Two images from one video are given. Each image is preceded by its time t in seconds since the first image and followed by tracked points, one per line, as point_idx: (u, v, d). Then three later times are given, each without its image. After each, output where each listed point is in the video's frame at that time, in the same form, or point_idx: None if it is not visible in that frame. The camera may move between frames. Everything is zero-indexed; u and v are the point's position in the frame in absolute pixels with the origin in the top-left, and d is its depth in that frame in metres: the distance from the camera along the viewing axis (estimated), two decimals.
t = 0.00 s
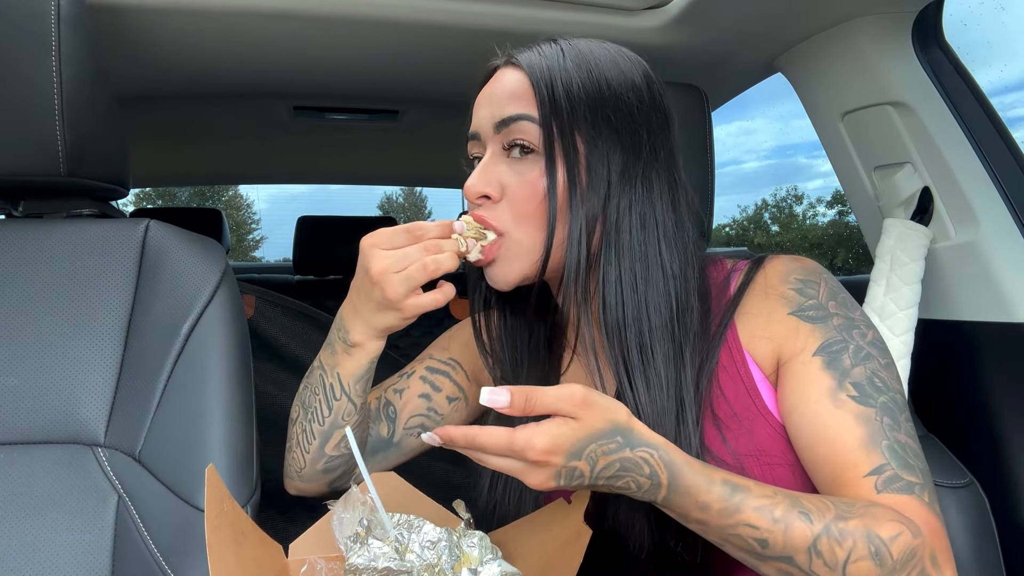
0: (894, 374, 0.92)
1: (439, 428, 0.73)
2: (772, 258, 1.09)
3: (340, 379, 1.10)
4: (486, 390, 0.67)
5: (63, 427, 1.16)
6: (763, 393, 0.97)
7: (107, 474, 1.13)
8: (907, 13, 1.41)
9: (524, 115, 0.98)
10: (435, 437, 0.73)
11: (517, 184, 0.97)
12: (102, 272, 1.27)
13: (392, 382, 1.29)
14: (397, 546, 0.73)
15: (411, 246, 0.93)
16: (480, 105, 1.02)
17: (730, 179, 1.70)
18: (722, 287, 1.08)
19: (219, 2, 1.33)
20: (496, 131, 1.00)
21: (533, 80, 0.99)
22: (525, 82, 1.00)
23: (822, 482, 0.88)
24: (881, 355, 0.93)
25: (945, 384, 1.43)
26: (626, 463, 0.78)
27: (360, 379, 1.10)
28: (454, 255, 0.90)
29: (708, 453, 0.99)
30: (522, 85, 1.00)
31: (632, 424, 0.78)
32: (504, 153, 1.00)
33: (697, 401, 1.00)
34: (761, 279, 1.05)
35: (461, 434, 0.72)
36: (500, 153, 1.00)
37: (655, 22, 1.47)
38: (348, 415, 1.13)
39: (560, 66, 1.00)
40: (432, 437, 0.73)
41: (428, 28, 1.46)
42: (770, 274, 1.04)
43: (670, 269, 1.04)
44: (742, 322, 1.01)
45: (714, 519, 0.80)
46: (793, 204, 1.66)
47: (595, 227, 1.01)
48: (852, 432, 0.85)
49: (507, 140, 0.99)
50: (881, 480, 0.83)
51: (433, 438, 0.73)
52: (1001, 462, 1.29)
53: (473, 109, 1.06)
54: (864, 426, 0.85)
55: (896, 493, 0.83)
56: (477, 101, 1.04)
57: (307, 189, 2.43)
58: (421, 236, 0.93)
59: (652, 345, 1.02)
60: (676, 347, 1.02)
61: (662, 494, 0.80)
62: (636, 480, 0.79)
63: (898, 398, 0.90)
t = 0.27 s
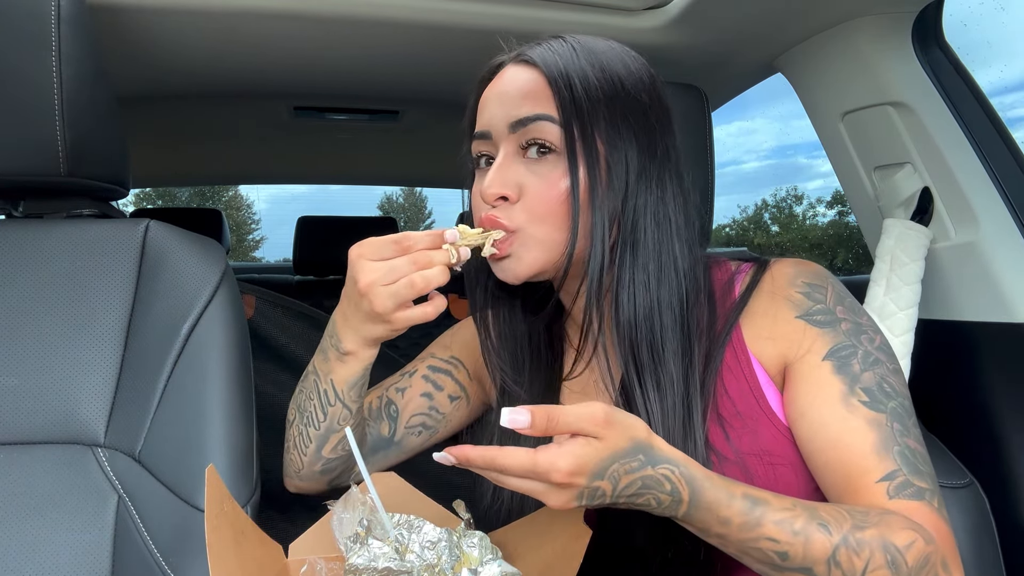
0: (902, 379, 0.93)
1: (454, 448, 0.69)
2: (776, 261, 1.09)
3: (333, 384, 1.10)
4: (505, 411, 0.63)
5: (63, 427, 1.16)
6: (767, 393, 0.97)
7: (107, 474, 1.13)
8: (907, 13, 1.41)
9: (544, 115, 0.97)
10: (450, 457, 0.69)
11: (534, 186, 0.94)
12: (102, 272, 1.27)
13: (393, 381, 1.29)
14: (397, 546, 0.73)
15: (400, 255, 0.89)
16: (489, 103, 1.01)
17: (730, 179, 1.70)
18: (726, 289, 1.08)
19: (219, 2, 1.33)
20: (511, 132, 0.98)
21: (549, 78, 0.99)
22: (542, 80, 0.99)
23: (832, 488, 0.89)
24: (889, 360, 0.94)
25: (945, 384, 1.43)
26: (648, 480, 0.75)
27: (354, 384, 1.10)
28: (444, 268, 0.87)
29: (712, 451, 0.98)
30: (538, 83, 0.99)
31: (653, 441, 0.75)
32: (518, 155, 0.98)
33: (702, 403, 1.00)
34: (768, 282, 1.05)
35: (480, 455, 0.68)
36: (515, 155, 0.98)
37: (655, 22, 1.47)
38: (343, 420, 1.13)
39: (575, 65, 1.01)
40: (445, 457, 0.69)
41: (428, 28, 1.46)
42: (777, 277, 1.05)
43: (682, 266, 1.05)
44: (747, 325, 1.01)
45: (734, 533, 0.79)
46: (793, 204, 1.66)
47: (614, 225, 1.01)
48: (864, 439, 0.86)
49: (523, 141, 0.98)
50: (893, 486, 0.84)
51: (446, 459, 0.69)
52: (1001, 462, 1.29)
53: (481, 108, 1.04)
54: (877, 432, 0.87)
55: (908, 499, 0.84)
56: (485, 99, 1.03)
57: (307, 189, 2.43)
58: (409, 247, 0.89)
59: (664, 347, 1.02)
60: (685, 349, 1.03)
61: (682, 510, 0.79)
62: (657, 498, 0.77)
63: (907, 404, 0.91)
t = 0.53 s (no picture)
0: (904, 380, 0.93)
1: (456, 451, 0.68)
2: (779, 263, 1.09)
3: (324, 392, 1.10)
4: (511, 414, 0.63)
5: (63, 427, 1.16)
6: (772, 394, 0.97)
7: (107, 474, 1.13)
8: (907, 13, 1.42)
9: (555, 110, 0.97)
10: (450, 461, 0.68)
11: (545, 181, 0.95)
12: (101, 272, 1.27)
13: (396, 382, 1.28)
14: (397, 547, 0.73)
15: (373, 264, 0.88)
16: (498, 100, 1.01)
17: (730, 179, 1.70)
18: (729, 288, 1.08)
19: (218, 2, 1.33)
20: (523, 128, 0.98)
21: (560, 74, 0.99)
22: (553, 76, 0.99)
23: (834, 489, 0.89)
24: (892, 361, 0.94)
25: (944, 384, 1.43)
26: (654, 482, 0.75)
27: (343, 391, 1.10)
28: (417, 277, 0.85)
29: (715, 450, 0.98)
30: (549, 79, 0.99)
31: (659, 444, 0.75)
32: (528, 150, 0.98)
33: (705, 402, 1.00)
34: (771, 282, 1.05)
35: (485, 459, 0.67)
36: (525, 151, 0.98)
37: (655, 22, 1.47)
38: (336, 427, 1.12)
39: (586, 61, 1.01)
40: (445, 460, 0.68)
41: (427, 28, 1.46)
42: (780, 277, 1.05)
43: (688, 263, 1.06)
44: (750, 325, 1.01)
45: (740, 535, 0.78)
46: (793, 204, 1.66)
47: (624, 221, 1.01)
48: (867, 439, 0.86)
49: (534, 136, 0.98)
50: (896, 487, 0.84)
51: (446, 463, 0.68)
52: (1001, 462, 1.29)
53: (489, 105, 1.04)
54: (880, 433, 0.87)
55: (910, 499, 0.83)
56: (493, 95, 1.03)
57: (307, 189, 2.43)
58: (382, 256, 0.87)
59: (668, 347, 1.02)
60: (690, 348, 1.03)
61: (687, 512, 0.78)
62: (662, 499, 0.77)
63: (909, 405, 0.91)
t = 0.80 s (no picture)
0: (905, 382, 0.93)
1: (459, 457, 0.68)
2: (781, 264, 1.09)
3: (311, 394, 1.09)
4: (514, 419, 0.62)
5: (62, 428, 1.16)
6: (774, 395, 0.97)
7: (107, 474, 1.13)
8: (906, 13, 1.42)
9: (561, 110, 0.97)
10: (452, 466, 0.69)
11: (551, 179, 0.95)
12: (102, 272, 1.27)
13: (397, 381, 1.28)
14: (397, 547, 0.73)
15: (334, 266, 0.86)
16: (503, 99, 1.01)
17: (729, 179, 1.72)
18: (731, 290, 1.08)
19: (218, 2, 1.33)
20: (528, 127, 0.98)
21: (567, 73, 0.99)
22: (559, 76, 0.99)
23: (835, 490, 0.89)
24: (893, 363, 0.94)
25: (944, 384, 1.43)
26: (657, 488, 0.74)
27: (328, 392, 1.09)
28: (376, 278, 0.82)
29: (718, 449, 0.98)
30: (555, 78, 0.99)
31: (661, 449, 0.74)
32: (534, 149, 0.98)
33: (707, 403, 1.00)
34: (773, 283, 1.05)
35: (488, 466, 0.67)
36: (529, 150, 0.98)
37: (655, 22, 1.47)
38: (327, 429, 1.11)
39: (592, 61, 1.01)
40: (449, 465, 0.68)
41: (427, 28, 1.46)
42: (782, 278, 1.05)
43: (693, 262, 1.06)
44: (752, 326, 1.01)
45: (742, 539, 0.78)
46: (793, 204, 1.66)
47: (630, 221, 1.02)
48: (868, 441, 0.86)
49: (540, 136, 0.98)
50: (897, 488, 0.84)
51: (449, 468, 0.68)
52: (1001, 462, 1.29)
53: (494, 103, 1.04)
54: (881, 434, 0.86)
55: (910, 501, 0.83)
56: (498, 94, 1.03)
57: (307, 189, 2.43)
58: (339, 258, 0.85)
59: (672, 348, 1.02)
60: (694, 347, 1.03)
61: (690, 516, 0.78)
62: (665, 504, 0.76)
63: (910, 406, 0.91)
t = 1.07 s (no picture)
0: (905, 382, 0.93)
1: (456, 471, 0.69)
2: (781, 265, 1.09)
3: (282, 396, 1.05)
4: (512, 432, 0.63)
5: (62, 427, 1.16)
6: (776, 396, 0.97)
7: (107, 474, 1.13)
8: (906, 13, 1.42)
9: (570, 108, 0.97)
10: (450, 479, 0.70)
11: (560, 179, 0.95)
12: (102, 272, 1.27)
13: (395, 377, 1.26)
14: (397, 547, 0.73)
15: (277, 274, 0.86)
16: (509, 96, 1.01)
17: (729, 179, 1.72)
18: (732, 291, 1.08)
19: (218, 2, 1.33)
20: (535, 126, 0.98)
21: (575, 71, 1.00)
22: (567, 73, 1.00)
23: (834, 491, 0.89)
24: (894, 364, 0.94)
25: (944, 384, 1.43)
26: (656, 496, 0.74)
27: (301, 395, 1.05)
28: (311, 290, 0.80)
29: (720, 447, 0.98)
30: (563, 76, 1.00)
31: (660, 457, 0.74)
32: (542, 149, 0.97)
33: (706, 401, 1.00)
34: (774, 284, 1.05)
35: (487, 478, 0.67)
36: (538, 151, 0.98)
37: (656, 22, 1.47)
38: (301, 429, 1.07)
39: (600, 59, 1.02)
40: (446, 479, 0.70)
41: (427, 28, 1.46)
42: (784, 279, 1.05)
43: (698, 260, 1.07)
44: (753, 326, 1.02)
45: (742, 544, 0.78)
46: (793, 204, 1.66)
47: (638, 219, 1.02)
48: (867, 442, 0.86)
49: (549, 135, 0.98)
50: (897, 488, 0.84)
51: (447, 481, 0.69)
52: (1001, 462, 1.29)
53: (500, 102, 1.04)
54: (881, 435, 0.86)
55: (910, 501, 0.83)
56: (505, 92, 1.03)
57: (307, 189, 2.43)
58: (280, 265, 0.84)
59: (675, 347, 1.03)
60: (697, 343, 1.03)
61: (690, 523, 0.77)
62: (664, 512, 0.76)
63: (910, 407, 0.91)
